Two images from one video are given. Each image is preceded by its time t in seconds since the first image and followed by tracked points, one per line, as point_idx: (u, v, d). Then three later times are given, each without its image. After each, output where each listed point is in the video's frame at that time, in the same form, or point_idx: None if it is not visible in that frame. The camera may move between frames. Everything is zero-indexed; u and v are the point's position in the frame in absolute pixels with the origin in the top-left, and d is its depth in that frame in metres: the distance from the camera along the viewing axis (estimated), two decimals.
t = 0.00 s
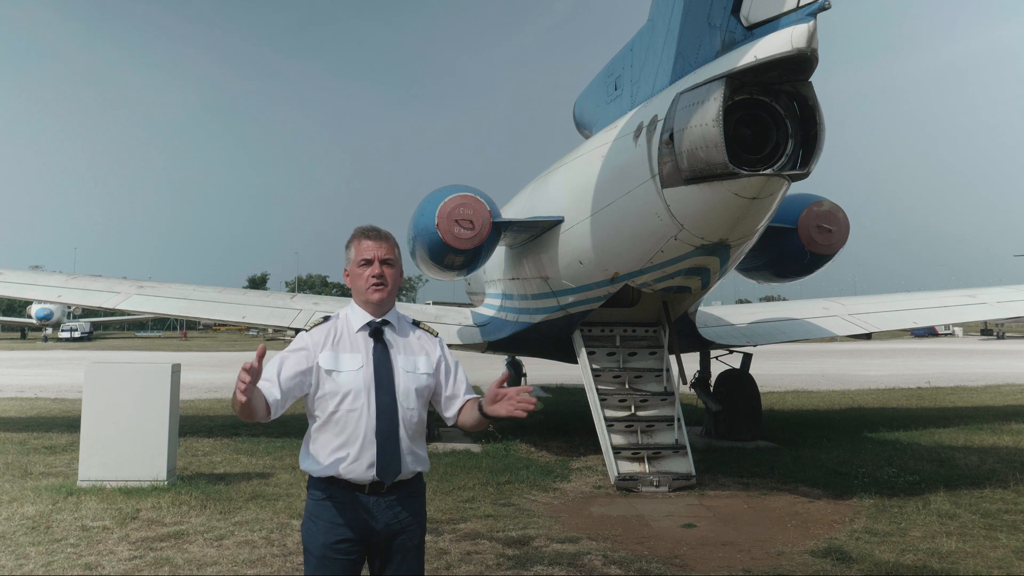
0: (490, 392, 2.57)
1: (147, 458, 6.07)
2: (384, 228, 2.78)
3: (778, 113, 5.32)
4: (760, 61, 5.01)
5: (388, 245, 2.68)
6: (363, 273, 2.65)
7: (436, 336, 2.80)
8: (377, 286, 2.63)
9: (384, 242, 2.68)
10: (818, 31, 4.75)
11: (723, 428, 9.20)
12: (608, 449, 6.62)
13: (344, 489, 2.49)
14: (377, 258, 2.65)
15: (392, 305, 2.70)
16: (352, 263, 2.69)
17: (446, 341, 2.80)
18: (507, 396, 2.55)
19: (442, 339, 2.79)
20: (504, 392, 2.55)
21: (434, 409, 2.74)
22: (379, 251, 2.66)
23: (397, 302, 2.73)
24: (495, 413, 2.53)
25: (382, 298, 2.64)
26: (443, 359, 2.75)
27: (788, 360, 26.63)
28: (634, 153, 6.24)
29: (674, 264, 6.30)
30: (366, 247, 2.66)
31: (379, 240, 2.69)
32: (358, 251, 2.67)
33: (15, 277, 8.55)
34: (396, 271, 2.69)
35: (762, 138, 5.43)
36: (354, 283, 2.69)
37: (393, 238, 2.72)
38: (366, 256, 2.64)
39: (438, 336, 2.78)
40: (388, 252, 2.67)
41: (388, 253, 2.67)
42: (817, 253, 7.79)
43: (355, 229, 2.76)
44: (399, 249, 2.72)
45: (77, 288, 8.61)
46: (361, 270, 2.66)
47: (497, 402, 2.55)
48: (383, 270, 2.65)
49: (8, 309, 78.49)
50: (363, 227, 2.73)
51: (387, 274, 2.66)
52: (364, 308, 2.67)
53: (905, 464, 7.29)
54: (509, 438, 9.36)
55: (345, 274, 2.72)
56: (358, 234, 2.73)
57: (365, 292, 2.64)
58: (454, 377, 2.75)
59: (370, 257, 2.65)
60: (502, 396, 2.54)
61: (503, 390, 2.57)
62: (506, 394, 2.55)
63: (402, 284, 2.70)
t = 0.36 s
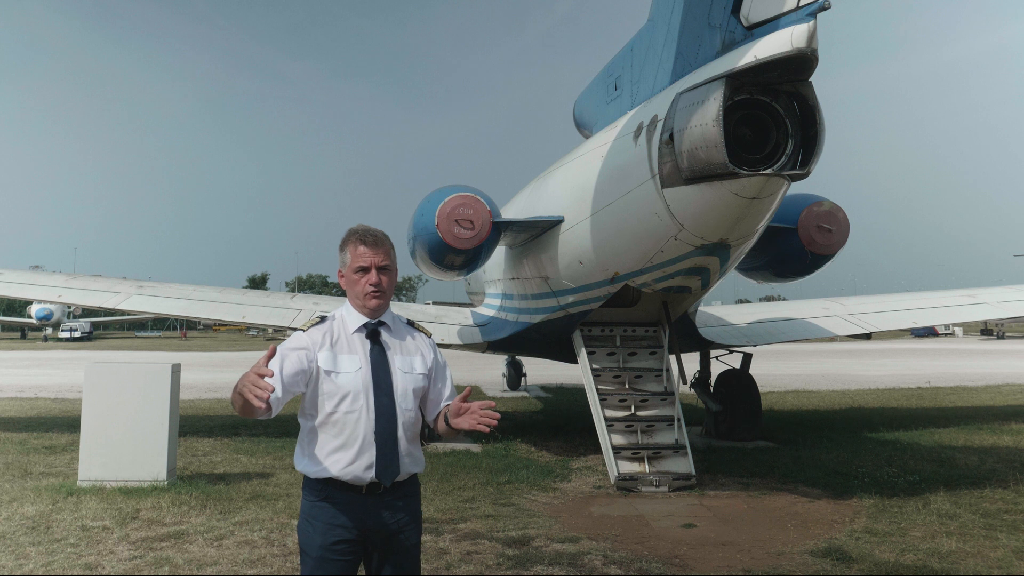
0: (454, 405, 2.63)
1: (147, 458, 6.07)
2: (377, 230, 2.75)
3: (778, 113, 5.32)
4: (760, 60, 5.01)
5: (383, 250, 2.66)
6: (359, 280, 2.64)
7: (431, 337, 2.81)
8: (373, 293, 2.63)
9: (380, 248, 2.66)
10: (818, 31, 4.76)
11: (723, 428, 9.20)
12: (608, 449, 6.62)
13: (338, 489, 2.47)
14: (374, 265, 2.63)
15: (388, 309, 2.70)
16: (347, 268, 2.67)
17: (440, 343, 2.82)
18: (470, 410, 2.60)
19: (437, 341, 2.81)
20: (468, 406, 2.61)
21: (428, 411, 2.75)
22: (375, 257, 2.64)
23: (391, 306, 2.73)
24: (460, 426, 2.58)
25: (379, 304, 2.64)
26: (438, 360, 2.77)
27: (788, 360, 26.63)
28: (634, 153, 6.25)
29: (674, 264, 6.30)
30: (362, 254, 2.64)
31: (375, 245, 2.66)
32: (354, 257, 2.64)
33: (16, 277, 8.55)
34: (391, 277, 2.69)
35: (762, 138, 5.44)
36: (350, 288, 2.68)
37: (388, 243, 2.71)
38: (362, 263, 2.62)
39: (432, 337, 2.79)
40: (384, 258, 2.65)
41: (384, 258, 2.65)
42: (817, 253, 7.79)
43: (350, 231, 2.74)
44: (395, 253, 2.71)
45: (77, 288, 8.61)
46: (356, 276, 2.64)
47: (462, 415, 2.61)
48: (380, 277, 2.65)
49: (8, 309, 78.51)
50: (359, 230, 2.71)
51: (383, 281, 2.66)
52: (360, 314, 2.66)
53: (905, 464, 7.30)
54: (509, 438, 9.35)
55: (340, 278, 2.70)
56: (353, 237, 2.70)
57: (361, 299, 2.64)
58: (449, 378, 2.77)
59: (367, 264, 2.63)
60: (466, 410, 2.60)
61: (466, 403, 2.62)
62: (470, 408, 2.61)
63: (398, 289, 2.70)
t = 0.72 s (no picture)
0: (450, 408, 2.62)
1: (147, 458, 6.07)
2: (376, 229, 2.75)
3: (778, 113, 5.32)
4: (760, 61, 5.01)
5: (383, 250, 2.66)
6: (359, 279, 2.64)
7: (433, 337, 2.79)
8: (372, 292, 2.63)
9: (379, 247, 2.66)
10: (818, 31, 4.76)
11: (723, 428, 9.20)
12: (608, 449, 6.62)
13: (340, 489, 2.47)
14: (373, 264, 2.63)
15: (388, 308, 2.70)
16: (346, 268, 2.67)
17: (442, 344, 2.81)
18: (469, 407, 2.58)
19: (438, 341, 2.80)
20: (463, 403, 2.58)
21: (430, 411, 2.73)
22: (374, 256, 2.64)
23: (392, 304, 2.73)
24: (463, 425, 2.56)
25: (378, 304, 2.64)
26: (439, 359, 2.75)
27: (788, 360, 26.64)
28: (634, 153, 6.24)
29: (675, 264, 6.30)
30: (361, 254, 2.64)
31: (374, 245, 2.66)
32: (353, 257, 2.65)
33: (16, 277, 8.55)
34: (391, 276, 2.69)
35: (762, 138, 5.43)
36: (349, 287, 2.68)
37: (387, 242, 2.70)
38: (361, 263, 2.62)
39: (434, 337, 2.78)
40: (383, 258, 2.65)
41: (383, 258, 2.66)
42: (817, 253, 7.79)
43: (350, 231, 2.74)
44: (394, 252, 2.71)
45: (77, 288, 8.61)
46: (355, 276, 2.64)
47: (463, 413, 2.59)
48: (379, 276, 2.65)
49: (8, 309, 78.52)
50: (358, 230, 2.71)
51: (383, 280, 2.66)
52: (359, 313, 2.66)
53: (905, 464, 7.30)
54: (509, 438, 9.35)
55: (340, 278, 2.71)
56: (352, 237, 2.70)
57: (361, 298, 2.64)
58: (451, 378, 2.75)
59: (366, 263, 2.63)
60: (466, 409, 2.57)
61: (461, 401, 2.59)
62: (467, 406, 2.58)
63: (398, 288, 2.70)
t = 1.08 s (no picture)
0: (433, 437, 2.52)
1: (147, 458, 6.07)
2: (386, 232, 2.76)
3: (778, 113, 5.32)
4: (760, 60, 5.01)
5: (391, 252, 2.67)
6: (365, 282, 2.65)
7: (443, 337, 2.75)
8: (379, 295, 2.64)
9: (387, 251, 2.67)
10: (818, 31, 4.76)
11: (723, 428, 9.20)
12: (608, 449, 6.62)
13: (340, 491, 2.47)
14: (380, 267, 2.64)
15: (394, 311, 2.70)
16: (354, 269, 2.69)
17: (453, 344, 2.75)
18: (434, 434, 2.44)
19: (448, 341, 2.74)
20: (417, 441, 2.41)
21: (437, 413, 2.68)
22: (382, 259, 2.65)
23: (400, 307, 2.73)
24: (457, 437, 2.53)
25: (384, 307, 2.64)
26: (447, 360, 2.70)
27: (788, 360, 26.65)
28: (634, 153, 6.25)
29: (674, 264, 6.30)
30: (368, 256, 2.65)
31: (382, 248, 2.67)
32: (360, 259, 2.66)
33: (16, 277, 8.55)
34: (398, 280, 2.69)
35: (762, 138, 5.44)
36: (357, 290, 2.69)
37: (396, 246, 2.71)
38: (368, 266, 2.64)
39: (444, 337, 2.73)
40: (390, 261, 2.66)
41: (390, 261, 2.67)
42: (817, 253, 7.79)
43: (360, 232, 2.75)
44: (402, 255, 2.71)
45: (77, 288, 8.61)
46: (362, 278, 2.66)
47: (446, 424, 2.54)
48: (386, 279, 2.65)
49: (8, 309, 78.52)
50: (367, 231, 2.72)
51: (390, 284, 2.66)
52: (364, 315, 2.67)
53: (905, 464, 7.30)
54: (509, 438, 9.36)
55: (348, 279, 2.72)
56: (361, 238, 2.72)
57: (366, 301, 2.64)
58: (459, 380, 2.69)
59: (372, 265, 2.65)
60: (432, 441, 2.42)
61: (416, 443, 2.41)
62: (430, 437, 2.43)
63: (404, 292, 2.70)
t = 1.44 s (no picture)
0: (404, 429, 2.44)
1: (147, 458, 6.07)
2: (404, 233, 2.76)
3: (778, 113, 5.32)
4: (761, 60, 5.01)
5: (408, 254, 2.67)
6: (380, 281, 2.64)
7: (452, 334, 2.70)
8: (393, 296, 2.63)
9: (404, 251, 2.66)
10: (818, 31, 4.76)
11: (723, 428, 9.20)
12: (608, 449, 6.62)
13: (349, 487, 2.51)
14: (396, 268, 2.64)
15: (406, 312, 2.69)
16: (370, 268, 2.68)
17: (463, 341, 2.71)
18: (396, 432, 2.37)
19: (458, 339, 2.70)
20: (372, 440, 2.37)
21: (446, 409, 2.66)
22: (399, 260, 2.65)
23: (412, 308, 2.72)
24: (451, 437, 2.47)
25: (396, 308, 2.63)
26: (456, 358, 2.66)
27: (788, 360, 26.67)
28: (634, 153, 6.25)
29: (674, 264, 6.30)
30: (385, 255, 2.65)
31: (400, 248, 2.67)
32: (377, 257, 2.66)
33: (16, 277, 8.55)
34: (412, 282, 2.68)
35: (762, 138, 5.43)
36: (371, 288, 2.68)
37: (414, 247, 2.71)
38: (384, 265, 2.64)
39: (453, 335, 2.69)
40: (407, 262, 2.66)
41: (407, 262, 2.67)
42: (817, 253, 7.78)
43: (377, 231, 2.75)
44: (418, 257, 2.71)
45: (77, 288, 8.61)
46: (377, 278, 2.65)
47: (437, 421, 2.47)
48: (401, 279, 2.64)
49: (8, 309, 78.54)
50: (386, 231, 2.72)
51: (404, 284, 2.65)
52: (376, 314, 2.66)
53: (905, 464, 7.29)
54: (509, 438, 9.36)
55: (362, 277, 2.72)
56: (378, 237, 2.71)
57: (379, 300, 2.63)
58: (468, 377, 2.64)
59: (389, 265, 2.64)
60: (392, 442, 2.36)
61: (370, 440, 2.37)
62: (391, 437, 2.36)
63: (417, 294, 2.69)
